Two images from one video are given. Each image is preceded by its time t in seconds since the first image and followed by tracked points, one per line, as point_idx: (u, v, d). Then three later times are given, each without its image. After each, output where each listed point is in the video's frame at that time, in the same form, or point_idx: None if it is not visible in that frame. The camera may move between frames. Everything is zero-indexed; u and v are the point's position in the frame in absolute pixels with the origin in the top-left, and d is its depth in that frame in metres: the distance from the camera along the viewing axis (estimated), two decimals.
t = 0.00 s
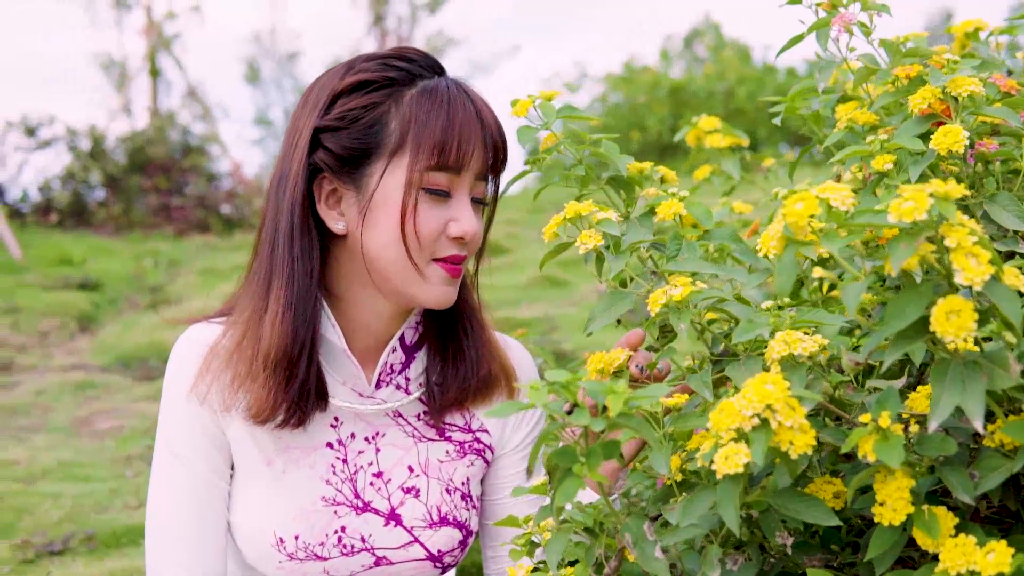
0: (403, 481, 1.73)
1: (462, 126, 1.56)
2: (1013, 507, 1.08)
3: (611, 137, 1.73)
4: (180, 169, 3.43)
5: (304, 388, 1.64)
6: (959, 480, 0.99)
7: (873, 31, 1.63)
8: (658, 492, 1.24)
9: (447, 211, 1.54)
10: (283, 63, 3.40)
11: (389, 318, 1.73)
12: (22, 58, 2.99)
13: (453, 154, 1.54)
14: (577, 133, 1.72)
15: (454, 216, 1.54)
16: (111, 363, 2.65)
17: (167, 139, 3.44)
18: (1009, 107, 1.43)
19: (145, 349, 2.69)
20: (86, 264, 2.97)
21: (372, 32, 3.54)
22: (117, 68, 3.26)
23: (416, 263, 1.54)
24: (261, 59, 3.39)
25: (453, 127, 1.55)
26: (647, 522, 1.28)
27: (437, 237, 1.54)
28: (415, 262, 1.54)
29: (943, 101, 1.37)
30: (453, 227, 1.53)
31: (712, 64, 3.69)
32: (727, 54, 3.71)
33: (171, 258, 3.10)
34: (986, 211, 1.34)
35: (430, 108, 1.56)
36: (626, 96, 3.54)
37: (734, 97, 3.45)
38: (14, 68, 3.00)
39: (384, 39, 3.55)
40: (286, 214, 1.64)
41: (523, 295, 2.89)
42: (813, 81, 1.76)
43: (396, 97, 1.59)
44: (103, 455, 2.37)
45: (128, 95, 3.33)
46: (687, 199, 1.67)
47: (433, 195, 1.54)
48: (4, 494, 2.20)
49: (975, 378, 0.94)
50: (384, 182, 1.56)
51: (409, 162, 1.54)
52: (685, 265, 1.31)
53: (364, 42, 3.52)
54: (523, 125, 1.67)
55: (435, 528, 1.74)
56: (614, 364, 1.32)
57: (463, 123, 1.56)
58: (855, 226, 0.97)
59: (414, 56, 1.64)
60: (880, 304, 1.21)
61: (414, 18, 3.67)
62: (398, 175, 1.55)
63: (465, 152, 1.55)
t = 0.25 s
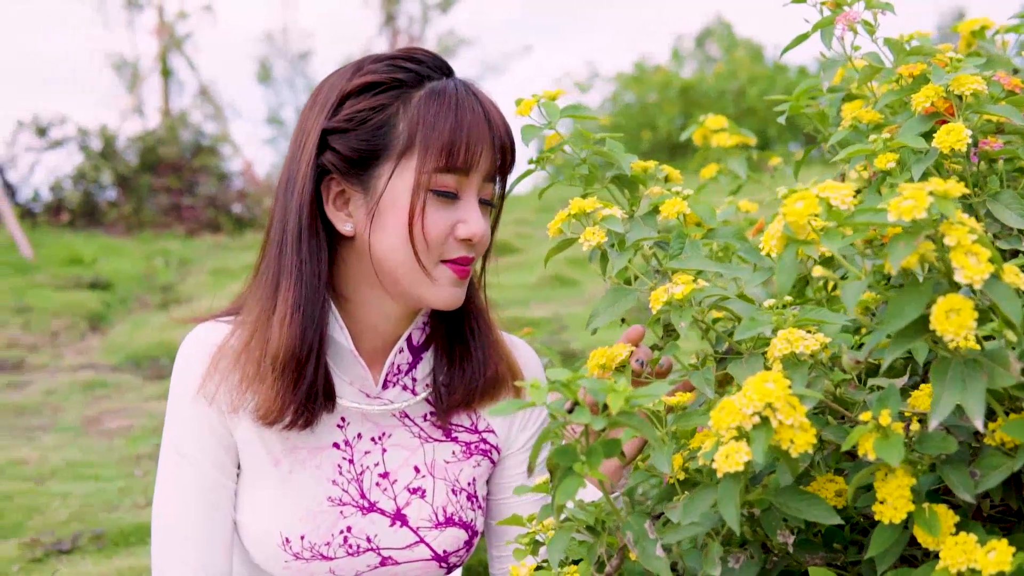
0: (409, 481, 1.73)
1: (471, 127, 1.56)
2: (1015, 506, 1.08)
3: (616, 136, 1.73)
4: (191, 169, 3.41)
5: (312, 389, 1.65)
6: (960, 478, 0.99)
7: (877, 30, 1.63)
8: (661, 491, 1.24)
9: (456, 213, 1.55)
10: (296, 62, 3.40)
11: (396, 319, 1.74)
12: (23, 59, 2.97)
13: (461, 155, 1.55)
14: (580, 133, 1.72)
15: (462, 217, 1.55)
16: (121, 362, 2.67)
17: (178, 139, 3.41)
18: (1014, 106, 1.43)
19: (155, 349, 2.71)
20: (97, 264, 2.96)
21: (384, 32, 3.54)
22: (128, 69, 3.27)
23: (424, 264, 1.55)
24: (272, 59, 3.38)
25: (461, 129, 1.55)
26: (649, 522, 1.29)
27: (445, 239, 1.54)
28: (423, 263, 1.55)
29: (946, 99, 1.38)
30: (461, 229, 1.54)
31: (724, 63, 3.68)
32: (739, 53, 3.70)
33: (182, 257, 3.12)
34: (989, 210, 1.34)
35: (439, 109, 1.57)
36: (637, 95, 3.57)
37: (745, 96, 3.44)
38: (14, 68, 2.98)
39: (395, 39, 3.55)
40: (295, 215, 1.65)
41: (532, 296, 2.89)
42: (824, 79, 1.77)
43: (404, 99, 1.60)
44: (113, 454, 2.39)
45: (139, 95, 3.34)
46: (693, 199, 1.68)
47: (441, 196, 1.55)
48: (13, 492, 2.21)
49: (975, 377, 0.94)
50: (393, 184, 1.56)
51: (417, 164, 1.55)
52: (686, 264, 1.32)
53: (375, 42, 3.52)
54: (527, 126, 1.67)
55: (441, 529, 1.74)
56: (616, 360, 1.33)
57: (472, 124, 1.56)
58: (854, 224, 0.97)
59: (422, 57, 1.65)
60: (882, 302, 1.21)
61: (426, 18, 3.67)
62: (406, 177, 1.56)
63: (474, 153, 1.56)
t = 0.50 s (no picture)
0: (413, 479, 1.73)
1: (476, 127, 1.56)
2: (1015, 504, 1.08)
3: (618, 134, 1.73)
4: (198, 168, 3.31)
5: (317, 388, 1.65)
6: (960, 475, 0.99)
7: (880, 26, 1.63)
8: (662, 488, 1.25)
9: (461, 212, 1.55)
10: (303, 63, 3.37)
11: (400, 318, 1.74)
12: (23, 59, 2.96)
13: (466, 155, 1.55)
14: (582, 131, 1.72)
15: (467, 217, 1.55)
16: (128, 361, 2.67)
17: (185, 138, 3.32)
18: (1018, 104, 1.43)
19: (163, 348, 2.71)
20: (105, 263, 2.92)
21: (392, 31, 3.51)
22: (136, 68, 3.26)
23: (429, 264, 1.55)
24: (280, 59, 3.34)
25: (466, 128, 1.56)
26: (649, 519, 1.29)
27: (450, 239, 1.55)
28: (428, 263, 1.55)
29: (948, 96, 1.38)
30: (466, 228, 1.54)
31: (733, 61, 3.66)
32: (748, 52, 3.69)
33: (189, 256, 3.08)
34: (990, 207, 1.34)
35: (444, 108, 1.57)
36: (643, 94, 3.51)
37: (752, 95, 3.43)
38: (14, 67, 2.97)
39: (403, 40, 3.50)
40: (300, 215, 1.65)
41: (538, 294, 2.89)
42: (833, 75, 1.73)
43: (409, 98, 1.60)
44: (120, 453, 2.40)
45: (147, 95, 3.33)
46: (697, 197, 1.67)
47: (446, 196, 1.55)
48: (19, 490, 2.22)
49: (975, 373, 0.94)
50: (398, 184, 1.57)
51: (422, 163, 1.55)
52: (686, 262, 1.33)
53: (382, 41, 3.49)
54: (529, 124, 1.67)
55: (445, 527, 1.75)
56: (617, 356, 1.33)
57: (477, 124, 1.56)
58: (853, 222, 0.97)
59: (427, 56, 1.65)
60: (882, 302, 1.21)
61: (433, 18, 3.66)
62: (411, 177, 1.56)
63: (479, 153, 1.56)
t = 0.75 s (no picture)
0: (418, 478, 1.74)
1: (482, 127, 1.57)
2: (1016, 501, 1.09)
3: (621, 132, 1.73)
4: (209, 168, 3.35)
5: (323, 387, 1.66)
6: (959, 472, 0.99)
7: (883, 24, 1.62)
8: (663, 484, 1.25)
9: (467, 213, 1.56)
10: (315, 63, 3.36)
11: (406, 317, 1.74)
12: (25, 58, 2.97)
13: (472, 156, 1.56)
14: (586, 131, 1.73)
15: (473, 217, 1.55)
16: (138, 361, 2.67)
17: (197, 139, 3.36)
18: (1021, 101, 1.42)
19: (173, 347, 2.72)
20: (115, 262, 2.94)
21: (403, 31, 3.51)
22: (149, 69, 3.26)
23: (435, 264, 1.56)
24: (292, 59, 3.34)
25: (473, 129, 1.56)
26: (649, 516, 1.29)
27: (455, 238, 1.55)
28: (433, 263, 1.55)
29: (950, 94, 1.38)
30: (471, 228, 1.54)
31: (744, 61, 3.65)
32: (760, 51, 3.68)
33: (200, 256, 3.09)
34: (992, 205, 1.34)
35: (451, 109, 1.58)
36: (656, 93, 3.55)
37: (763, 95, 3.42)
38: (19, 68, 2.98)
39: (415, 39, 3.51)
40: (306, 215, 1.66)
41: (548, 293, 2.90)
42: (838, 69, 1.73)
43: (415, 99, 1.61)
44: (129, 453, 2.41)
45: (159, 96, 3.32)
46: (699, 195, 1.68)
47: (453, 196, 1.55)
48: (29, 489, 2.24)
49: (972, 370, 0.94)
50: (404, 184, 1.57)
51: (428, 164, 1.55)
52: (685, 259, 1.34)
53: (394, 42, 3.48)
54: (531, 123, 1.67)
55: (449, 526, 1.75)
56: (616, 353, 1.36)
57: (483, 124, 1.57)
58: (851, 218, 0.97)
59: (433, 56, 1.65)
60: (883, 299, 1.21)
61: (444, 18, 3.66)
62: (417, 177, 1.57)
63: (485, 154, 1.57)
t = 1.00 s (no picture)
0: (420, 476, 1.74)
1: (486, 127, 1.57)
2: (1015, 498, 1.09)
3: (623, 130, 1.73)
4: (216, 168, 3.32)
5: (326, 386, 1.67)
6: (958, 468, 0.99)
7: (884, 21, 1.62)
8: (664, 482, 1.25)
9: (470, 212, 1.56)
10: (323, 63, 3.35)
11: (409, 316, 1.74)
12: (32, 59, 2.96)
13: (476, 155, 1.56)
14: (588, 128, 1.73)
15: (477, 217, 1.55)
16: (144, 360, 2.68)
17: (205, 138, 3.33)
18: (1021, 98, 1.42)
19: (179, 346, 2.72)
20: (122, 262, 2.94)
21: (411, 30, 3.49)
22: (157, 69, 3.25)
23: (438, 264, 1.56)
24: (300, 59, 3.32)
25: (476, 128, 1.56)
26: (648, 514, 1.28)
27: (459, 238, 1.55)
28: (436, 262, 1.56)
29: (951, 91, 1.37)
30: (475, 227, 1.54)
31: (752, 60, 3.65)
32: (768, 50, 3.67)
33: (206, 255, 3.07)
34: (993, 202, 1.34)
35: (454, 108, 1.58)
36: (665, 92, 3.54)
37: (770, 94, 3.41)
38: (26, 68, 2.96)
39: (422, 38, 3.50)
40: (309, 214, 1.66)
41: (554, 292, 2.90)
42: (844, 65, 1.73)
43: (419, 98, 1.61)
44: (134, 451, 2.42)
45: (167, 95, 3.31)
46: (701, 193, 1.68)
47: (456, 196, 1.56)
48: (34, 487, 2.25)
49: (971, 367, 0.94)
50: (407, 183, 1.58)
51: (432, 163, 1.56)
52: (687, 254, 1.33)
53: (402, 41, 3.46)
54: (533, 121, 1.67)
55: (452, 524, 1.75)
56: (617, 349, 1.37)
57: (487, 124, 1.57)
58: (848, 215, 0.97)
59: (437, 55, 1.65)
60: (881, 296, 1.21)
61: (452, 17, 3.66)
62: (421, 176, 1.57)
63: (488, 153, 1.57)
